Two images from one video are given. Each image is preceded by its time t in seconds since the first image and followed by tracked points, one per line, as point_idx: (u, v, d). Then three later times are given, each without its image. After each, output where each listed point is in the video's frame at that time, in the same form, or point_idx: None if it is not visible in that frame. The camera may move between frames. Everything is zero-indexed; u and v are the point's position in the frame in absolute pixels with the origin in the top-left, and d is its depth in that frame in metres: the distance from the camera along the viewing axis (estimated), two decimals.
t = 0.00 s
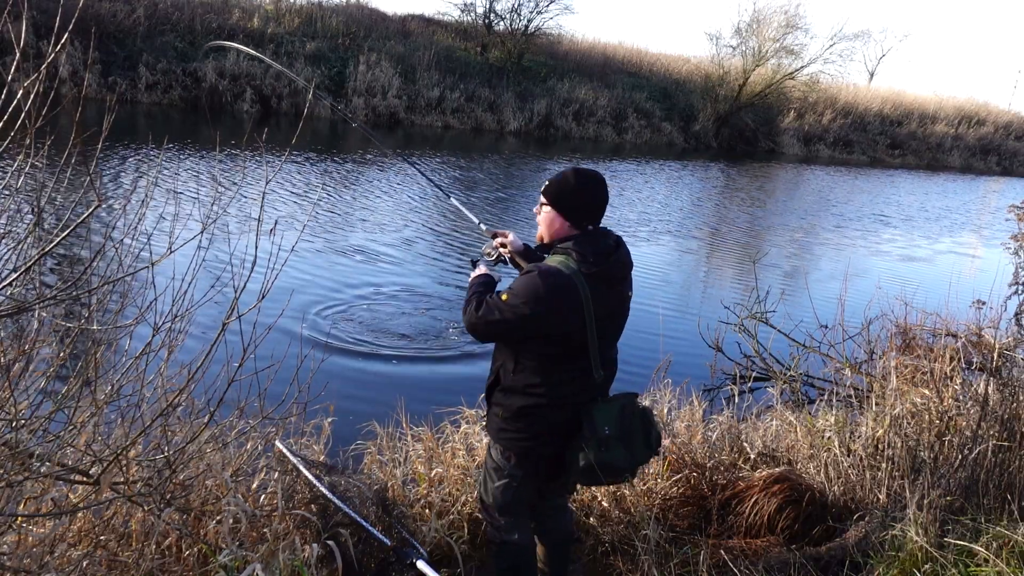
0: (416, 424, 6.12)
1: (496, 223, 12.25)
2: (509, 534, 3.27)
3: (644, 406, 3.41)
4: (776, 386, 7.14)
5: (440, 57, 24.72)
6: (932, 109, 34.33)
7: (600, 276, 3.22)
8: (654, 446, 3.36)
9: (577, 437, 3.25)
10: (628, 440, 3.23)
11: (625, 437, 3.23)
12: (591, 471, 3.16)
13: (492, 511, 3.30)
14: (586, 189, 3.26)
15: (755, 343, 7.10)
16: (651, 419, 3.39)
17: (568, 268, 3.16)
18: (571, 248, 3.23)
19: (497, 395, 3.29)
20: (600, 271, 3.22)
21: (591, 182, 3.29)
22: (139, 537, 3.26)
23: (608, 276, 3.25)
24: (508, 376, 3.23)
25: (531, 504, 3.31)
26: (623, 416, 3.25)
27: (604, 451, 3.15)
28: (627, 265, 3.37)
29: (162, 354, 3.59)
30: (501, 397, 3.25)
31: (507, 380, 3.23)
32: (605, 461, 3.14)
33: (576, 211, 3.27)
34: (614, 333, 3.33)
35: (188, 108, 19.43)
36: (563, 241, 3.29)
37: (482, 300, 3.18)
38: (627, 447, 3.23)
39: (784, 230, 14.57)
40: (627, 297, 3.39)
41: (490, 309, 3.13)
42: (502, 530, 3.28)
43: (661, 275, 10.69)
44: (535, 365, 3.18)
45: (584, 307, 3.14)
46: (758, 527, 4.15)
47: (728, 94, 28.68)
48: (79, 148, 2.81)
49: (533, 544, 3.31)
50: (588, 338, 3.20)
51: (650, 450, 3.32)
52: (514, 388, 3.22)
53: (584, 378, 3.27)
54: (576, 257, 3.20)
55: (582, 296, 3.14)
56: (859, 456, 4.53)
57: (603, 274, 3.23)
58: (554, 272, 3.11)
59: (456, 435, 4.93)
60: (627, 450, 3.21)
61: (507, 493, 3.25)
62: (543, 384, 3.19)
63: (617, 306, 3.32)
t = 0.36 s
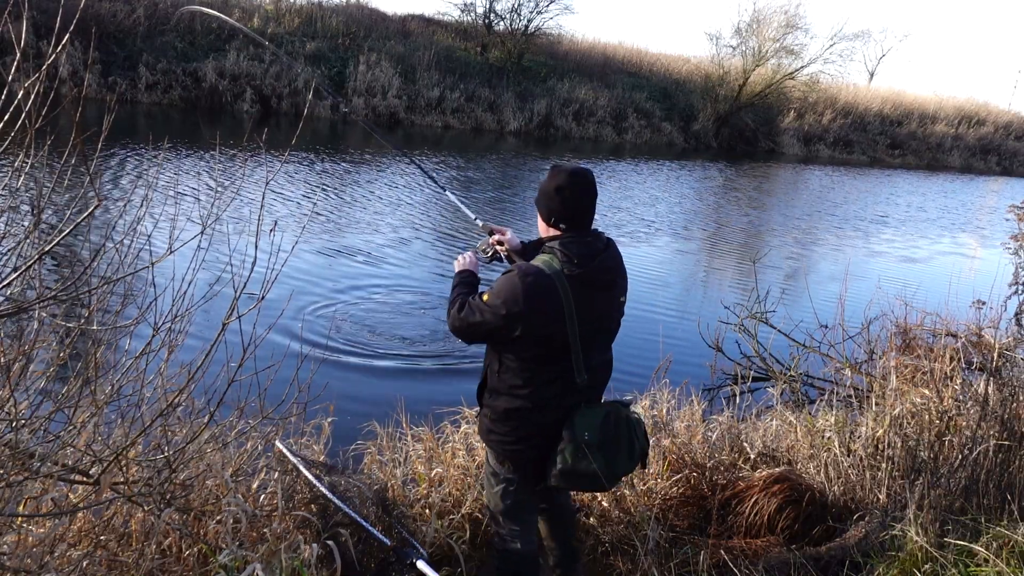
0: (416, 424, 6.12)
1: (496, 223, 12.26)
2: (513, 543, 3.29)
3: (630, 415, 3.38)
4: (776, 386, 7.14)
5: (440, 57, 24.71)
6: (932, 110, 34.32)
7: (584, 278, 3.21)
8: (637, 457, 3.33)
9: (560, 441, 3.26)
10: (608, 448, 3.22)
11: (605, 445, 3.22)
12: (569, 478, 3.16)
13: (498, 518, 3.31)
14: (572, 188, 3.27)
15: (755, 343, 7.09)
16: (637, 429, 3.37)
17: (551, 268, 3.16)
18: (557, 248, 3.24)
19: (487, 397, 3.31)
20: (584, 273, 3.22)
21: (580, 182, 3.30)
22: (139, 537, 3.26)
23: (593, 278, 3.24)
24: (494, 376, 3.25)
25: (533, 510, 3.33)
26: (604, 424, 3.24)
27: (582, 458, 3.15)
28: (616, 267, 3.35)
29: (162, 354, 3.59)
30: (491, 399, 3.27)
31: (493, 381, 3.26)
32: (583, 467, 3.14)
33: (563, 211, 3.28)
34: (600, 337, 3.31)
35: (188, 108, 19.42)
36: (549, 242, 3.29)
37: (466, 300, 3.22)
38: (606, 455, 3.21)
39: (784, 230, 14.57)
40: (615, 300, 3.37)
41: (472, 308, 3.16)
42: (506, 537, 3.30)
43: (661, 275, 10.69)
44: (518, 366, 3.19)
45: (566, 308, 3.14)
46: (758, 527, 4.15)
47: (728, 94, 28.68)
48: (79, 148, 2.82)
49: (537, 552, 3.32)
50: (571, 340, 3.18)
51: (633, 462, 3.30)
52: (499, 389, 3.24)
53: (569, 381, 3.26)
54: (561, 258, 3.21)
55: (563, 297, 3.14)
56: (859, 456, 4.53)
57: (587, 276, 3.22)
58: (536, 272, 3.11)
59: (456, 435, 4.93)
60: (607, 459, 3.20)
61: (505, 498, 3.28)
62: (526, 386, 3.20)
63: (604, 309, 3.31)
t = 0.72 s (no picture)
0: (416, 424, 6.12)
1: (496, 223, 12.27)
2: (513, 539, 3.30)
3: (638, 414, 3.35)
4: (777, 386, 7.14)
5: (440, 57, 24.71)
6: (932, 110, 34.33)
7: (589, 280, 3.22)
8: (644, 457, 3.30)
9: (565, 440, 3.25)
10: (614, 448, 3.19)
11: (611, 445, 3.20)
12: (575, 478, 3.14)
13: (499, 516, 3.32)
14: (583, 188, 3.27)
15: (755, 343, 7.09)
16: (644, 428, 3.34)
17: (558, 267, 3.18)
18: (565, 248, 3.25)
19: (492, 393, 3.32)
20: (589, 274, 3.22)
21: (592, 185, 3.29)
22: (139, 537, 3.26)
23: (598, 280, 3.24)
24: (499, 372, 3.26)
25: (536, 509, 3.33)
26: (609, 424, 3.22)
27: (587, 458, 3.14)
28: (622, 270, 3.35)
29: (162, 354, 3.59)
30: (496, 396, 3.28)
31: (498, 377, 3.27)
32: (587, 467, 3.13)
33: (574, 213, 3.28)
34: (605, 338, 3.31)
35: (188, 108, 19.42)
36: (558, 242, 3.30)
37: (473, 295, 3.23)
38: (611, 455, 3.19)
39: (784, 230, 14.57)
40: (621, 303, 3.37)
41: (477, 303, 3.17)
42: (507, 534, 3.32)
43: (661, 275, 10.69)
44: (522, 363, 3.20)
45: (571, 307, 3.14)
46: (757, 527, 4.15)
47: (728, 93, 28.68)
48: (79, 148, 2.81)
49: (537, 550, 3.33)
50: (574, 340, 3.19)
51: (640, 461, 3.27)
52: (504, 386, 3.24)
53: (572, 381, 3.26)
54: (567, 257, 3.22)
55: (568, 298, 3.14)
56: (859, 456, 4.53)
57: (592, 277, 3.22)
58: (542, 271, 3.12)
59: (456, 435, 4.93)
60: (612, 460, 3.17)
61: (508, 496, 3.29)
62: (530, 384, 3.20)
63: (610, 311, 3.31)
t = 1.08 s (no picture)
0: (416, 423, 6.12)
1: (496, 224, 12.27)
2: (520, 538, 3.29)
3: (651, 407, 3.39)
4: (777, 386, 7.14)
5: (440, 57, 24.71)
6: (932, 109, 34.33)
7: (600, 273, 3.24)
8: (659, 449, 3.34)
9: (582, 436, 3.26)
10: (629, 441, 3.22)
11: (628, 437, 3.22)
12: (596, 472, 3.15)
13: (507, 515, 3.30)
14: (592, 184, 3.27)
15: (755, 343, 7.09)
16: (658, 421, 3.37)
17: (568, 261, 3.19)
18: (575, 242, 3.26)
19: (507, 393, 3.31)
20: (599, 267, 3.24)
21: (600, 180, 3.29)
22: (139, 537, 3.26)
23: (608, 273, 3.26)
24: (514, 372, 3.27)
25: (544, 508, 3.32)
26: (626, 416, 3.24)
27: (606, 450, 3.15)
28: (631, 263, 3.37)
29: (162, 354, 3.59)
30: (512, 396, 3.27)
31: (514, 378, 3.27)
32: (607, 460, 3.13)
33: (583, 208, 3.28)
34: (617, 331, 3.33)
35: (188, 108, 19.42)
36: (568, 238, 3.31)
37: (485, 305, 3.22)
38: (629, 447, 3.21)
39: (784, 230, 14.57)
40: (631, 295, 3.39)
41: (491, 312, 3.15)
42: (517, 534, 3.29)
43: (661, 275, 10.69)
44: (539, 361, 3.20)
45: (584, 300, 3.17)
46: (758, 527, 4.15)
47: (728, 93, 28.67)
48: (78, 148, 2.81)
49: (541, 548, 3.33)
50: (589, 333, 3.21)
51: (656, 453, 3.31)
52: (521, 385, 3.25)
53: (588, 375, 3.27)
54: (578, 251, 3.24)
55: (580, 291, 3.16)
56: (859, 456, 4.53)
57: (602, 270, 3.24)
58: (554, 266, 3.14)
59: (456, 435, 4.93)
60: (628, 452, 3.20)
61: (518, 496, 3.27)
62: (547, 381, 3.21)
63: (621, 303, 3.33)
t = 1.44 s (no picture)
0: (416, 423, 6.13)
1: (496, 224, 12.27)
2: (534, 544, 3.25)
3: (657, 399, 3.42)
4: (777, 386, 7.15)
5: (440, 57, 24.72)
6: (932, 110, 34.33)
7: (601, 267, 3.25)
8: (666, 439, 3.37)
9: (593, 431, 3.26)
10: (640, 433, 3.23)
11: (639, 428, 3.24)
12: (610, 467, 3.15)
13: (521, 520, 3.27)
14: (585, 181, 3.28)
15: (755, 343, 7.08)
16: (664, 412, 3.40)
17: (569, 258, 3.19)
18: (572, 239, 3.26)
19: (514, 396, 3.30)
20: (600, 262, 3.24)
21: (591, 175, 3.30)
22: (138, 537, 3.25)
23: (608, 267, 3.27)
24: (522, 373, 3.26)
25: (557, 509, 3.30)
26: (636, 408, 3.25)
27: (619, 443, 3.15)
28: (628, 256, 3.38)
29: (162, 353, 3.59)
30: (520, 397, 3.27)
31: (521, 378, 3.26)
32: (621, 452, 3.14)
33: (577, 205, 3.29)
34: (619, 324, 3.34)
35: (188, 108, 19.41)
36: (564, 236, 3.30)
37: (486, 308, 3.21)
38: (640, 438, 3.23)
39: (784, 230, 14.57)
40: (629, 288, 3.41)
41: (494, 314, 3.13)
42: (531, 539, 3.25)
43: (661, 275, 10.69)
44: (545, 360, 3.20)
45: (587, 295, 3.17)
46: (758, 527, 4.15)
47: (728, 93, 28.68)
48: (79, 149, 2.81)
49: (555, 554, 3.28)
50: (593, 328, 3.21)
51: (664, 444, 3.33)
52: (528, 386, 3.24)
53: (595, 369, 3.28)
54: (576, 247, 3.24)
55: (583, 286, 3.16)
56: (859, 456, 4.54)
57: (603, 264, 3.25)
58: (556, 265, 3.13)
59: (456, 436, 4.92)
60: (639, 443, 3.21)
61: (533, 497, 3.24)
62: (555, 379, 3.21)
63: (620, 296, 3.34)
